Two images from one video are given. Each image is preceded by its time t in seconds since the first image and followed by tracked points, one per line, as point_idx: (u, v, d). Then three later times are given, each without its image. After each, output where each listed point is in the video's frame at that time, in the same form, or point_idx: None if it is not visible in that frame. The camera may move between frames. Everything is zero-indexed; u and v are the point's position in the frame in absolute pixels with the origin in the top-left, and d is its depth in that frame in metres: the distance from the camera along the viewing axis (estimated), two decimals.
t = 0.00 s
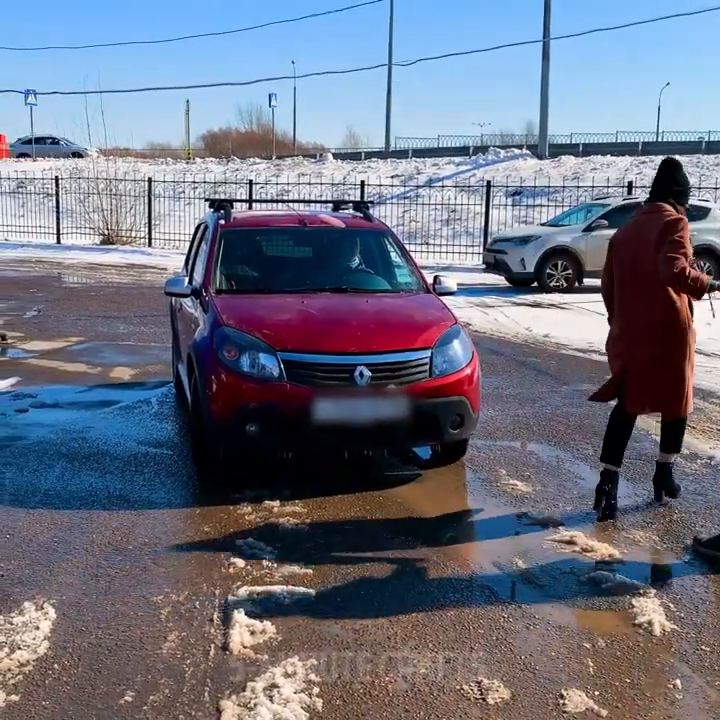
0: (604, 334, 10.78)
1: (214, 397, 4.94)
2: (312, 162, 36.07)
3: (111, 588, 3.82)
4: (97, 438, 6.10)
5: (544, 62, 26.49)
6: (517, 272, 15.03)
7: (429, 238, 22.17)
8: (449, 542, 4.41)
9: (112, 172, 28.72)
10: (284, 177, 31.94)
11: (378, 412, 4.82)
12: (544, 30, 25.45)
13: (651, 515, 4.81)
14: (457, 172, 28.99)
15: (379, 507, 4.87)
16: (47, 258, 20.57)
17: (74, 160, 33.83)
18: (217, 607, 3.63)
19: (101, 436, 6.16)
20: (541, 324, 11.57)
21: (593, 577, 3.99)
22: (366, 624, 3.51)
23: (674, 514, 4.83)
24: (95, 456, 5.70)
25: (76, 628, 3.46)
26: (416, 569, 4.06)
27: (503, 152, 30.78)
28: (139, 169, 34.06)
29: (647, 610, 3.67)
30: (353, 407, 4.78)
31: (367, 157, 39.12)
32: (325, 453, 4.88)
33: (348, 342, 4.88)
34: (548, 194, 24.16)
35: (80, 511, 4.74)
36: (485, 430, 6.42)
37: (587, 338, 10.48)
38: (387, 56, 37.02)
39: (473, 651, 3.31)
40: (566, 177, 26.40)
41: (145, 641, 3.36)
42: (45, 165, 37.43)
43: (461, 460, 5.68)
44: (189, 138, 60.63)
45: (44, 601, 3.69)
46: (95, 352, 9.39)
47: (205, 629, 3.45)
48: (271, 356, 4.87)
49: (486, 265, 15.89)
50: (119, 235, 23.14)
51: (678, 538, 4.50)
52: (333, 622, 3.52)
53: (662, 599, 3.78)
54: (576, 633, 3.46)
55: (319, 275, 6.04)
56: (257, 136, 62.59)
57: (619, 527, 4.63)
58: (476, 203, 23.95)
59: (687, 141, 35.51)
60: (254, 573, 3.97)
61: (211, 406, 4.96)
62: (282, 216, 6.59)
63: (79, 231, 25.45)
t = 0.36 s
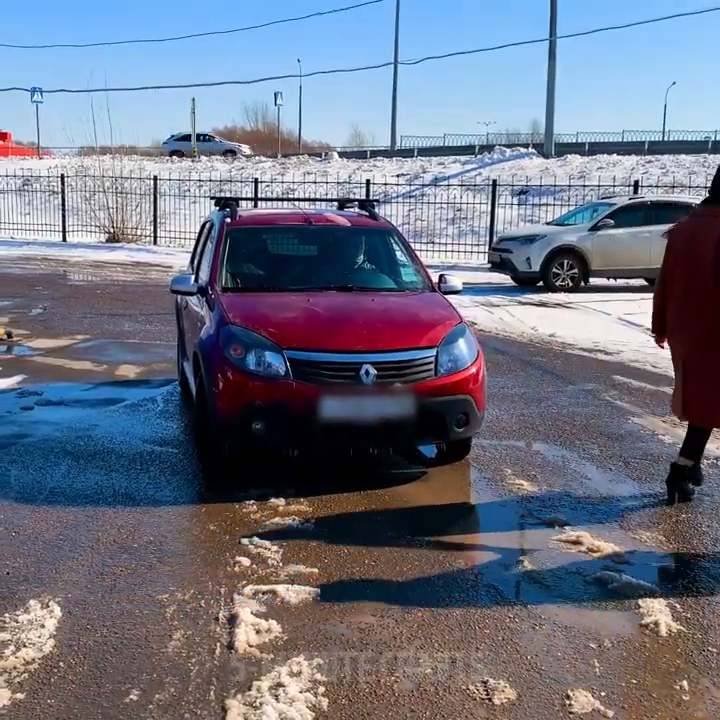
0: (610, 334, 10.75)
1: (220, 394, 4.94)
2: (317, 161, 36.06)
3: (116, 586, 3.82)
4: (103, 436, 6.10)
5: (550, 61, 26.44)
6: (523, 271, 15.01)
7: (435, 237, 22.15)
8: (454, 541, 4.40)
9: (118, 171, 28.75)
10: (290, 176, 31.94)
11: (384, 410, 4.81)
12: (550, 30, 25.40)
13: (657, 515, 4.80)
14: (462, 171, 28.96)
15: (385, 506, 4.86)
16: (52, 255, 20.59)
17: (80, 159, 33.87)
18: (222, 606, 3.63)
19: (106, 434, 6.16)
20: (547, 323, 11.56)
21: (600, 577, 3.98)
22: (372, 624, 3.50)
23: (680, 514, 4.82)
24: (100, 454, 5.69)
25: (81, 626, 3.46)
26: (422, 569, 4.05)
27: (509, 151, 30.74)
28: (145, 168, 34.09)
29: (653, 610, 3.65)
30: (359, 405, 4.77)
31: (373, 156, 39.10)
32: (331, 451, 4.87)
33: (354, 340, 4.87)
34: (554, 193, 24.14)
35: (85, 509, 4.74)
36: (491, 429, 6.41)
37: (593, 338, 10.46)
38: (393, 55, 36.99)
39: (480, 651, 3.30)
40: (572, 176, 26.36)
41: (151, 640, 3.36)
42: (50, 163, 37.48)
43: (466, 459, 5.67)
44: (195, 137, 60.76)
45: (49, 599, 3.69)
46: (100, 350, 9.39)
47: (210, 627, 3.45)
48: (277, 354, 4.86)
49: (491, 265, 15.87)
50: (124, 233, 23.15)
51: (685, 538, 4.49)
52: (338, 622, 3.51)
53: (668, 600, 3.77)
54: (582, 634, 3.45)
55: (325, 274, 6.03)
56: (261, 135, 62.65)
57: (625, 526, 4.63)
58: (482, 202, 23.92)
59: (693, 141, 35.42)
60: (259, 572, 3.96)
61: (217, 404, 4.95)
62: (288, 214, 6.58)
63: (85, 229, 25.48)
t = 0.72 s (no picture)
0: (615, 331, 10.72)
1: (228, 390, 4.92)
2: (321, 157, 36.00)
3: (123, 583, 3.80)
4: (108, 433, 6.08)
5: (555, 57, 26.38)
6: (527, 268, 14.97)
7: (439, 233, 22.11)
8: (461, 540, 4.38)
9: (121, 166, 28.69)
10: (294, 171, 31.90)
11: (391, 406, 4.80)
12: (555, 26, 25.34)
13: (666, 514, 4.78)
14: (467, 167, 28.90)
15: (391, 503, 4.84)
16: (56, 251, 20.57)
17: (83, 154, 33.84)
18: (230, 604, 3.61)
19: (111, 430, 6.14)
20: (552, 320, 11.52)
21: (610, 577, 3.95)
22: (380, 623, 3.48)
23: (689, 513, 4.80)
24: (106, 451, 5.68)
25: (88, 624, 3.45)
26: (430, 567, 4.03)
27: (513, 147, 30.69)
28: (149, 163, 34.05)
29: (663, 610, 3.63)
30: (366, 401, 4.76)
31: (376, 152, 39.04)
32: (338, 447, 4.86)
33: (362, 336, 4.84)
34: (559, 189, 24.07)
35: (91, 506, 4.72)
36: (497, 427, 6.38)
37: (598, 335, 10.42)
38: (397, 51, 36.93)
39: (489, 652, 3.28)
40: (576, 173, 26.31)
41: (158, 638, 3.34)
42: (54, 158, 37.46)
43: (473, 457, 5.64)
44: (198, 132, 60.71)
45: (56, 597, 3.67)
46: (105, 346, 9.37)
47: (218, 626, 3.43)
48: (285, 350, 4.84)
49: (495, 261, 15.84)
50: (128, 228, 23.13)
51: (695, 538, 4.46)
52: (346, 621, 3.50)
53: (678, 600, 3.75)
54: (592, 634, 3.43)
55: (331, 270, 6.01)
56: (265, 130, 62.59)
57: (634, 525, 4.60)
58: (486, 198, 23.88)
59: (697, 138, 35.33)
60: (266, 571, 3.94)
61: (224, 399, 4.94)
62: (294, 210, 6.55)
63: (88, 225, 25.45)
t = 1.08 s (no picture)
0: (618, 324, 10.69)
1: (238, 380, 4.90)
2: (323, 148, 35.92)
3: (131, 577, 3.79)
4: (112, 426, 6.05)
5: (557, 48, 26.29)
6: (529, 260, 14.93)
7: (440, 225, 22.06)
8: (469, 533, 4.36)
9: (122, 157, 28.62)
10: (295, 163, 31.84)
11: (400, 395, 4.78)
12: (557, 17, 25.25)
13: (674, 507, 4.76)
14: (468, 159, 28.84)
15: (398, 496, 4.82)
16: (57, 243, 20.53)
17: (84, 145, 33.77)
18: (238, 598, 3.59)
19: (115, 423, 6.12)
20: (555, 313, 11.49)
21: (619, 571, 3.93)
22: (389, 618, 3.46)
23: (697, 506, 4.77)
24: (111, 444, 5.66)
25: (96, 619, 3.43)
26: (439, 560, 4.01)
27: (515, 138, 30.61)
28: (150, 155, 33.97)
29: (673, 605, 3.61)
30: (376, 390, 4.74)
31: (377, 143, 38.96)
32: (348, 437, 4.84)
33: (371, 326, 4.82)
34: (561, 180, 24.01)
35: (97, 499, 4.70)
36: (502, 420, 6.36)
37: (602, 328, 10.40)
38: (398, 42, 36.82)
39: (500, 647, 3.27)
40: (578, 164, 26.25)
41: (166, 633, 3.33)
42: (54, 149, 37.38)
43: (479, 450, 5.62)
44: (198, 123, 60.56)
45: (63, 591, 3.66)
46: (107, 338, 9.35)
47: (226, 621, 3.41)
48: (295, 340, 4.81)
49: (498, 253, 15.80)
50: (129, 220, 23.08)
51: (703, 531, 4.44)
52: (354, 615, 3.48)
53: (688, 594, 3.73)
54: (602, 629, 3.41)
55: (336, 262, 5.97)
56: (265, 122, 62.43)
57: (642, 519, 4.58)
58: (488, 190, 23.82)
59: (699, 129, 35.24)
60: (274, 565, 3.93)
61: (234, 390, 4.92)
62: (298, 202, 6.52)
63: (89, 216, 25.41)
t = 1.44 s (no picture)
0: (617, 316, 10.68)
1: (249, 369, 4.88)
2: (319, 140, 35.84)
3: (133, 572, 3.78)
4: (111, 420, 6.03)
5: (553, 40, 26.24)
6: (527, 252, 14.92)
7: (437, 218, 22.03)
8: (471, 526, 4.36)
9: (118, 150, 28.53)
10: (291, 155, 31.77)
11: (410, 383, 4.79)
12: (553, 9, 25.19)
13: (675, 500, 4.75)
14: (465, 151, 28.79)
15: (399, 490, 4.81)
16: (53, 236, 20.47)
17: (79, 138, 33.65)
18: (241, 593, 3.58)
19: (114, 417, 6.10)
20: (553, 305, 11.48)
21: (622, 564, 3.93)
22: (393, 612, 3.46)
23: (699, 499, 4.77)
24: (110, 438, 5.64)
25: (99, 614, 3.41)
26: (442, 554, 4.01)
27: (511, 131, 30.57)
28: (145, 147, 33.87)
29: (677, 598, 3.61)
30: (386, 378, 4.74)
31: (373, 136, 38.89)
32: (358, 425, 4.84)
33: (380, 315, 4.81)
34: (558, 173, 23.98)
35: (98, 493, 4.69)
36: (502, 413, 6.35)
37: (600, 320, 10.39)
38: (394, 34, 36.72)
39: (504, 640, 3.26)
40: (575, 156, 26.22)
41: (169, 628, 3.32)
42: (50, 141, 37.26)
43: (480, 443, 5.61)
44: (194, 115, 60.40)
45: (66, 586, 3.64)
46: (104, 332, 9.32)
47: (230, 615, 3.40)
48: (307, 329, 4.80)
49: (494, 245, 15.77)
50: (125, 213, 23.02)
51: (705, 524, 4.44)
52: (358, 609, 3.47)
53: (691, 587, 3.73)
54: (607, 622, 3.41)
55: (338, 254, 5.95)
56: (260, 114, 62.29)
57: (645, 511, 4.58)
58: (484, 182, 23.79)
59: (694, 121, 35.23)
60: (277, 559, 3.92)
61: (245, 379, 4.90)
62: (298, 195, 6.49)
63: (85, 209, 25.33)
